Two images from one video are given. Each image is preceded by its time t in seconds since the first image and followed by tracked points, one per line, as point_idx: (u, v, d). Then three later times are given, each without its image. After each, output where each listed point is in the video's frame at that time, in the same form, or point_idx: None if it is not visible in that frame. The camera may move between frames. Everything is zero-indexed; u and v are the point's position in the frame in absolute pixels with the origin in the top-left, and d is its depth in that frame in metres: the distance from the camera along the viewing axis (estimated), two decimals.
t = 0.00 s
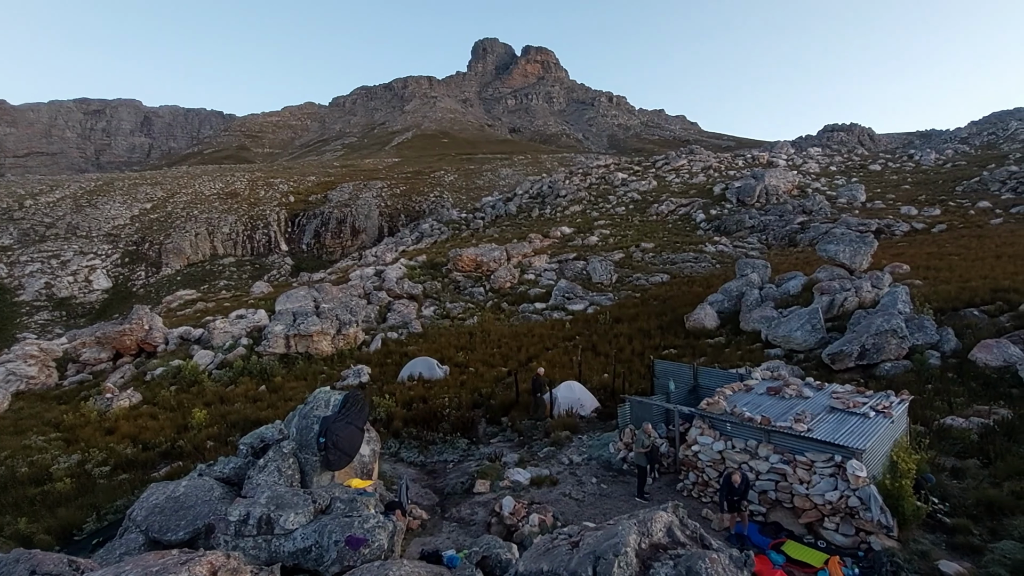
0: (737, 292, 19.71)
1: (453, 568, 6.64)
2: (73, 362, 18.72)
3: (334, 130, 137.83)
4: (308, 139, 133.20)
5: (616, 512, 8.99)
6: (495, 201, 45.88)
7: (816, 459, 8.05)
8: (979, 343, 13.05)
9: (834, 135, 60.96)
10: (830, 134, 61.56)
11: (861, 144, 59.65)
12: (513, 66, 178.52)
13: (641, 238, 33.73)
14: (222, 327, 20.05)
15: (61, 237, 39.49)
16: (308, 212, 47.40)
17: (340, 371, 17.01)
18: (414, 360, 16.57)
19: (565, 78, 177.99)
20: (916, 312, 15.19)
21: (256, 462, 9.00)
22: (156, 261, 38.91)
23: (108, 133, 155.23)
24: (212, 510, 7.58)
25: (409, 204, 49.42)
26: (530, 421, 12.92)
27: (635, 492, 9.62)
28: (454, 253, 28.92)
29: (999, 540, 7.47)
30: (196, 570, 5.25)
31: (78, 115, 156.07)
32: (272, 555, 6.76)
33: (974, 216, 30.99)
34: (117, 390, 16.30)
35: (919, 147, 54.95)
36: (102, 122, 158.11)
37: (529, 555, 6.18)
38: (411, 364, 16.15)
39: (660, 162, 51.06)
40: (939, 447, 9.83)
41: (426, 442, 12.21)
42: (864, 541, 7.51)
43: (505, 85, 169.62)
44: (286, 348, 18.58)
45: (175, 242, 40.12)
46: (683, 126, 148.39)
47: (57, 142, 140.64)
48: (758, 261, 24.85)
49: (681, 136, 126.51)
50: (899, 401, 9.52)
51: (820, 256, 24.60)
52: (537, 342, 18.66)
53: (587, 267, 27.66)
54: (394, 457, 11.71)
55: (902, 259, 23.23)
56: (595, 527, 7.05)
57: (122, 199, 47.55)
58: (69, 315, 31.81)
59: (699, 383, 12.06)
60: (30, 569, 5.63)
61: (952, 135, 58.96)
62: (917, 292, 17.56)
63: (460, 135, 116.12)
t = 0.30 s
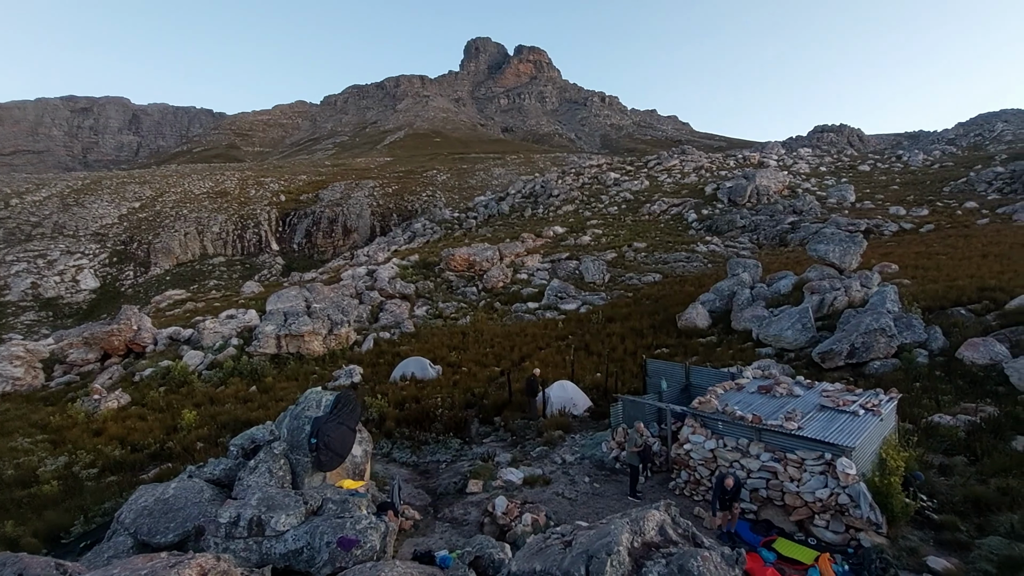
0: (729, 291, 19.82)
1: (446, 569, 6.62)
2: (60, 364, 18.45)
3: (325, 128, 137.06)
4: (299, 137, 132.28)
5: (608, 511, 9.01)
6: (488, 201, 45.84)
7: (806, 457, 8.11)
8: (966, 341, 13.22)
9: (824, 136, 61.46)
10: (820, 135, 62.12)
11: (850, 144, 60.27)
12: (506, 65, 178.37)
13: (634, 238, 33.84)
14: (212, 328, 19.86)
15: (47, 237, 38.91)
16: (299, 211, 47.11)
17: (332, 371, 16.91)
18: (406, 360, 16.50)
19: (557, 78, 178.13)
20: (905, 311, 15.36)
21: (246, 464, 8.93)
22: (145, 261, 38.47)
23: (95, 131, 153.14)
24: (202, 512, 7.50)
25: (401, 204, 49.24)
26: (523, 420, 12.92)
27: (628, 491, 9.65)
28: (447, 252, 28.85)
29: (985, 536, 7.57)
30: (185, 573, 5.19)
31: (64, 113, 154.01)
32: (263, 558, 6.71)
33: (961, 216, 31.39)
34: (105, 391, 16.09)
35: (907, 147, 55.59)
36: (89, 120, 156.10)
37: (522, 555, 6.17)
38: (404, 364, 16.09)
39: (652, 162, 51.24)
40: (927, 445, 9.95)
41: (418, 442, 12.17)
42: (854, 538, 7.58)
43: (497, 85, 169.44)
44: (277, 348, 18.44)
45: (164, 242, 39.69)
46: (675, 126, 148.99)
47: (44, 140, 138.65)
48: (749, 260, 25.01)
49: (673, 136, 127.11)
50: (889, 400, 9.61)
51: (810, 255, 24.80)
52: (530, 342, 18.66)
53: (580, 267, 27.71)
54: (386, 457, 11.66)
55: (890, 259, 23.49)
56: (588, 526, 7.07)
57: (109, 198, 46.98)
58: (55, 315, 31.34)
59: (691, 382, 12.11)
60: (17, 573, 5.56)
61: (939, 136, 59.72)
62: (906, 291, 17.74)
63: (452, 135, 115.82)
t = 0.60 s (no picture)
0: (717, 290, 19.97)
1: (436, 569, 6.60)
2: (42, 365, 18.11)
3: (314, 127, 136.01)
4: (287, 136, 131.00)
5: (598, 509, 9.03)
6: (478, 200, 45.75)
7: (794, 454, 8.19)
8: (948, 339, 13.43)
9: (811, 137, 62.19)
10: (806, 136, 62.85)
11: (836, 145, 61.04)
12: (495, 65, 178.25)
13: (623, 237, 34.00)
14: (198, 328, 19.62)
15: (28, 236, 38.17)
16: (287, 210, 46.71)
17: (321, 372, 16.79)
18: (396, 360, 16.41)
19: (547, 77, 178.31)
20: (889, 309, 15.58)
21: (233, 466, 8.83)
22: (129, 260, 37.89)
23: (78, 128, 150.51)
24: (187, 515, 7.40)
25: (390, 203, 48.99)
26: (513, 420, 12.92)
27: (618, 489, 9.68)
28: (437, 252, 28.76)
29: (968, 530, 7.70)
30: None
31: (46, 110, 151.30)
32: (250, 560, 6.64)
33: (944, 216, 31.92)
34: (88, 393, 15.82)
35: (892, 148, 56.39)
36: (72, 117, 153.43)
37: (513, 554, 6.17)
38: (393, 364, 16.00)
39: (641, 162, 51.48)
40: (911, 441, 10.10)
41: (408, 442, 12.12)
42: (840, 533, 7.67)
43: (487, 84, 169.21)
44: (265, 349, 18.27)
45: (149, 242, 39.13)
46: (665, 126, 149.91)
47: (25, 138, 136.14)
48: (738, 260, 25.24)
49: (662, 136, 127.85)
50: (874, 397, 9.74)
51: (797, 254, 25.10)
52: (520, 341, 18.66)
53: (570, 266, 27.77)
54: (376, 458, 11.59)
55: (875, 258, 23.85)
56: (578, 524, 7.09)
57: (93, 196, 46.21)
58: (37, 316, 30.75)
59: (680, 381, 12.18)
60: None
61: (922, 137, 60.74)
62: (890, 290, 18.01)
63: (442, 134, 115.47)
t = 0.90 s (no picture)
0: (704, 288, 20.14)
1: (423, 568, 6.56)
2: (20, 366, 17.72)
3: (300, 123, 134.59)
4: (272, 132, 129.43)
5: (586, 506, 9.07)
6: (466, 198, 45.63)
7: (778, 450, 8.29)
8: (928, 336, 13.69)
9: (795, 137, 62.94)
10: (791, 135, 63.60)
11: (820, 144, 61.87)
12: (484, 62, 177.77)
13: (611, 235, 34.15)
14: (181, 327, 19.33)
15: (5, 234, 37.31)
16: (273, 208, 46.23)
17: (307, 371, 16.64)
18: (383, 358, 16.32)
19: (535, 75, 178.20)
20: (871, 307, 15.83)
21: (217, 466, 8.72)
22: (110, 259, 37.22)
23: (57, 123, 147.32)
24: (171, 516, 7.28)
25: (378, 200, 48.67)
26: (501, 418, 12.92)
27: (606, 486, 9.72)
28: (425, 250, 28.66)
29: (947, 523, 7.86)
30: None
31: (24, 105, 148.05)
32: (235, 562, 6.57)
33: (925, 215, 32.50)
34: (68, 394, 15.52)
35: (874, 148, 57.30)
36: (50, 112, 150.21)
37: (501, 552, 6.17)
38: (381, 363, 15.91)
39: (629, 160, 51.71)
40: (892, 436, 10.28)
41: (396, 441, 12.05)
42: (823, 527, 7.78)
43: (475, 81, 168.59)
44: (250, 348, 18.06)
45: (131, 239, 38.46)
46: (652, 125, 150.73)
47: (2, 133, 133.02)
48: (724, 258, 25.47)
49: (650, 135, 128.54)
50: (856, 393, 9.90)
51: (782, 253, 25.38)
52: (508, 339, 18.66)
53: (558, 264, 27.82)
54: (363, 458, 11.51)
55: (857, 256, 24.23)
56: (566, 522, 7.11)
57: (72, 193, 45.27)
58: (14, 315, 30.08)
59: (668, 378, 12.26)
60: None
61: (904, 137, 61.76)
62: (873, 287, 18.31)
63: (429, 131, 114.90)
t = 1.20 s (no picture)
0: (690, 287, 20.30)
1: (411, 569, 6.54)
2: None
3: (285, 121, 133.17)
4: (257, 130, 127.87)
5: (574, 504, 9.09)
6: (454, 197, 45.48)
7: (763, 446, 8.39)
8: (909, 333, 13.95)
9: (780, 137, 63.68)
10: (776, 136, 64.35)
11: (804, 145, 62.69)
12: (471, 61, 177.31)
13: (599, 234, 34.27)
14: (164, 328, 19.02)
15: None
16: (257, 206, 45.71)
17: (293, 371, 16.47)
18: (370, 358, 16.20)
19: (523, 74, 178.17)
20: (854, 305, 16.08)
21: (201, 468, 8.60)
22: (90, 258, 36.50)
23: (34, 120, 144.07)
24: (153, 520, 7.17)
25: (365, 199, 48.32)
26: (489, 417, 12.90)
27: (593, 484, 9.76)
28: (412, 249, 28.51)
29: (926, 516, 8.02)
30: None
31: None
32: (219, 565, 6.48)
33: (905, 215, 33.07)
34: (46, 396, 15.19)
35: (856, 148, 58.21)
36: (27, 108, 146.84)
37: (489, 551, 6.16)
38: (368, 363, 15.80)
39: (617, 160, 51.91)
40: (874, 432, 10.45)
41: (383, 441, 11.98)
42: (807, 522, 7.89)
43: (463, 80, 168.08)
44: (234, 348, 17.83)
45: (111, 238, 37.73)
46: (639, 125, 151.54)
47: None
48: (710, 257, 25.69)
49: (637, 134, 129.19)
50: (839, 389, 10.06)
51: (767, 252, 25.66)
52: (496, 338, 18.65)
53: (546, 264, 27.86)
54: (350, 458, 11.42)
55: (840, 255, 24.61)
56: (554, 520, 7.12)
57: (50, 191, 44.30)
58: None
59: (655, 376, 12.33)
60: None
61: (886, 138, 62.77)
62: (855, 285, 18.60)
63: (417, 130, 114.28)
